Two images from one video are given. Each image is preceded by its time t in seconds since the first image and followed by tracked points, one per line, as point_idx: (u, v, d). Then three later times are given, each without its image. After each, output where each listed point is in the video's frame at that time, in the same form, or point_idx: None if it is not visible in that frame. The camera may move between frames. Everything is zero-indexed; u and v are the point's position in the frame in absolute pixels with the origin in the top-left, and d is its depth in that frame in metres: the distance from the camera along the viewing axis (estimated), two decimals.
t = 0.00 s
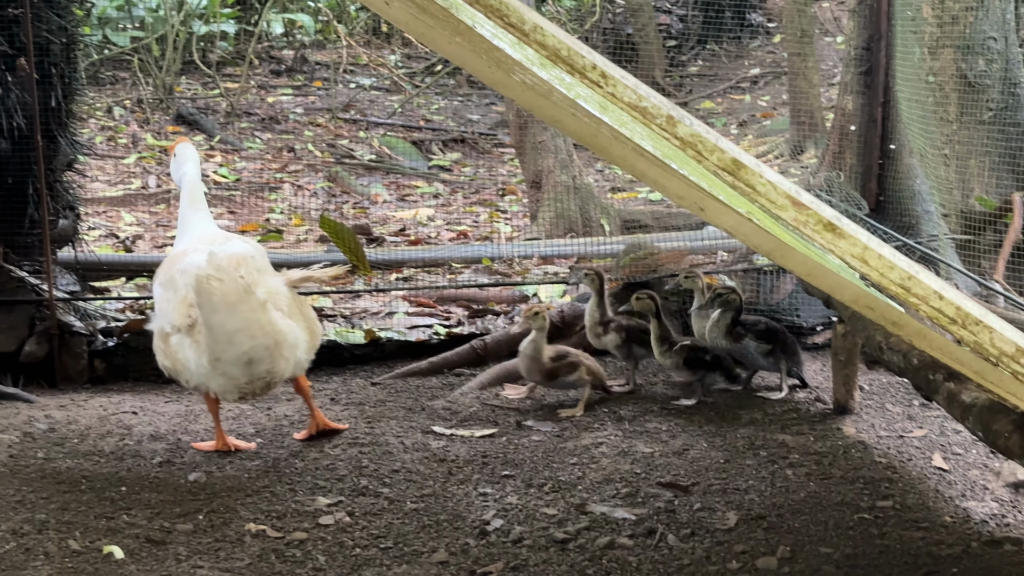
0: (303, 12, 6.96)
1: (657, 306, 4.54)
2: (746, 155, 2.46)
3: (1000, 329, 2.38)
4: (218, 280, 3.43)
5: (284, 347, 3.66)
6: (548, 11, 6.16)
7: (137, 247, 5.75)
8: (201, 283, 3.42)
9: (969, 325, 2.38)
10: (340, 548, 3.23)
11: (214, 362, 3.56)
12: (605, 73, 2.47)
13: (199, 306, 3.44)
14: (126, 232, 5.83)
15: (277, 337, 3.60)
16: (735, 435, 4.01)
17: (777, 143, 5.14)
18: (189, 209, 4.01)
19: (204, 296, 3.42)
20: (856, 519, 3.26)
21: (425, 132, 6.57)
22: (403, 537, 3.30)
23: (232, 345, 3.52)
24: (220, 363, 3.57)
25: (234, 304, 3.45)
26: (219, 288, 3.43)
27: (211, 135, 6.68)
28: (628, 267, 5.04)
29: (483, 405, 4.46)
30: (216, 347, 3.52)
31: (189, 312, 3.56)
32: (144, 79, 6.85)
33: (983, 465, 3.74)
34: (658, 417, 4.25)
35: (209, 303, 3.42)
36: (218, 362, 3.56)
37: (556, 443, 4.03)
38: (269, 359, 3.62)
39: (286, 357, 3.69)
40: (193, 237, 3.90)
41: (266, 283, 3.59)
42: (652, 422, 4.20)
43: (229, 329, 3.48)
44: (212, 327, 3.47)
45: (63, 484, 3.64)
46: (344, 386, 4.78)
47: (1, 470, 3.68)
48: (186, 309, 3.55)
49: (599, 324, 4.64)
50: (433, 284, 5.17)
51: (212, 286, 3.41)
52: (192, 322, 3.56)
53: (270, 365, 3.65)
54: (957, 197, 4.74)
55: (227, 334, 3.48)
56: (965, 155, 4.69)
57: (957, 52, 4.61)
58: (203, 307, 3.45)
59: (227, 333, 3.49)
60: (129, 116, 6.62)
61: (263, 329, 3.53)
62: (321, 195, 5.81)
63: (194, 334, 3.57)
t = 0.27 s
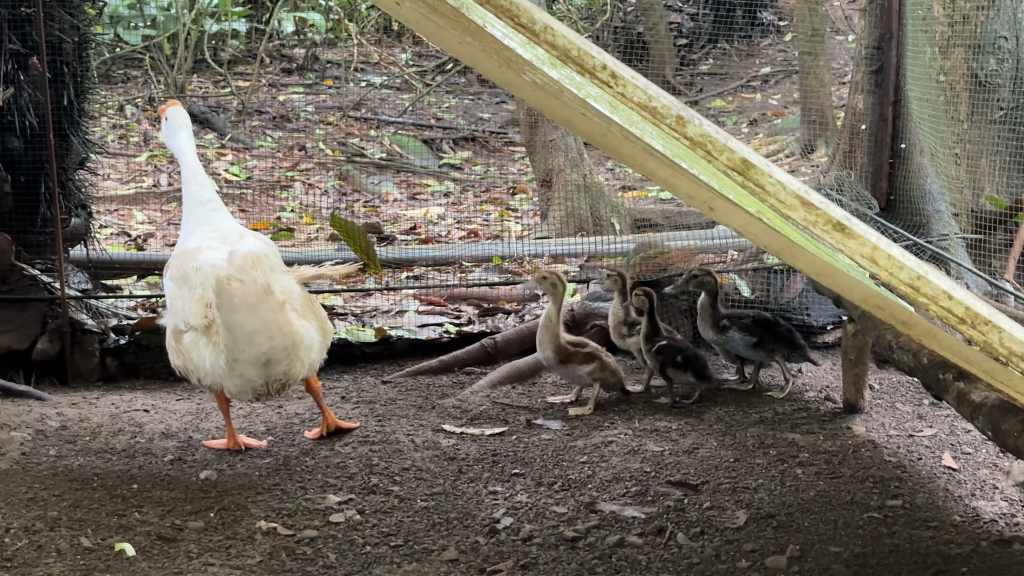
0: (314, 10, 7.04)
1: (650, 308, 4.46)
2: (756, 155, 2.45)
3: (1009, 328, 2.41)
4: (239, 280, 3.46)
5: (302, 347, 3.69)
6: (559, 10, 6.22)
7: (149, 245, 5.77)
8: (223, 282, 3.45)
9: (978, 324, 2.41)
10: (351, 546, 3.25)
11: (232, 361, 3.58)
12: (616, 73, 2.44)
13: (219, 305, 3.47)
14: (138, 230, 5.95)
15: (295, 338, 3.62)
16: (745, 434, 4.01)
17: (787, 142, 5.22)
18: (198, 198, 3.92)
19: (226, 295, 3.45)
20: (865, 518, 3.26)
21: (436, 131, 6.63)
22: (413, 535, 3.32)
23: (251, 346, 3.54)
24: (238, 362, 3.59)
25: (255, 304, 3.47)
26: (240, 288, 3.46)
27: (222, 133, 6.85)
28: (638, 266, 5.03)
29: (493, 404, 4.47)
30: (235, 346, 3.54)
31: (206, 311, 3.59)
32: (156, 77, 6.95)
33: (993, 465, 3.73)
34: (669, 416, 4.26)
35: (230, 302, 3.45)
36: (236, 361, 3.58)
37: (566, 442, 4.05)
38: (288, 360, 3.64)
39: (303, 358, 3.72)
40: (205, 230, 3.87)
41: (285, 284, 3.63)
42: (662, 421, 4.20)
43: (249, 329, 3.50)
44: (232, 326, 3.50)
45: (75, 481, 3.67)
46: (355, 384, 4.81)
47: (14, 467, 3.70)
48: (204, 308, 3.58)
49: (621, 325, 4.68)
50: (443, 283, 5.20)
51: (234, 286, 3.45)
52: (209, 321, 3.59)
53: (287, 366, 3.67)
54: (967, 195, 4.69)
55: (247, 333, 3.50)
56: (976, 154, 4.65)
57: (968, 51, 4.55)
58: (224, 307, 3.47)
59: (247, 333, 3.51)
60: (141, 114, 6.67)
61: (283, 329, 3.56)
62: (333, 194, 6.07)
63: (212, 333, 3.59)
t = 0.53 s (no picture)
0: (322, 7, 7.05)
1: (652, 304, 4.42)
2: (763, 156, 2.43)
3: (1015, 331, 2.41)
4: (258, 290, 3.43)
5: (316, 349, 3.68)
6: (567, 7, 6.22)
7: (156, 242, 5.81)
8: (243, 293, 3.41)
9: (984, 326, 2.41)
10: (358, 544, 3.27)
11: (247, 367, 3.56)
12: (622, 73, 2.41)
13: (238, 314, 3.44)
14: (146, 227, 5.94)
15: (311, 341, 3.61)
16: (751, 433, 4.01)
17: (795, 139, 5.42)
18: (200, 194, 3.92)
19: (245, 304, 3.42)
20: (872, 518, 3.26)
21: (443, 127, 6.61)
22: (420, 534, 3.33)
23: (268, 352, 3.52)
24: (253, 367, 3.56)
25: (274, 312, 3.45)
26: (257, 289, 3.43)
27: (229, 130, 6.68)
28: (646, 263, 4.97)
29: (500, 402, 4.48)
30: (251, 353, 3.52)
31: (220, 313, 3.57)
32: (165, 74, 6.97)
33: (1000, 464, 3.73)
34: (675, 415, 4.26)
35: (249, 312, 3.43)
36: (251, 367, 3.56)
37: (573, 441, 4.05)
38: (303, 363, 3.64)
39: (316, 357, 3.73)
40: (209, 228, 3.89)
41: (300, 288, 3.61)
42: (669, 420, 4.20)
43: (267, 337, 3.48)
44: (250, 335, 3.47)
45: (83, 479, 3.68)
46: (362, 381, 4.82)
47: (23, 465, 3.72)
48: (218, 309, 3.57)
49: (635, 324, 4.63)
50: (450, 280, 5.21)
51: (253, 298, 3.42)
52: (224, 324, 3.56)
53: (303, 366, 3.65)
54: (975, 194, 4.66)
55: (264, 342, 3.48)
56: (983, 153, 4.62)
57: (976, 50, 4.52)
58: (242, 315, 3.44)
59: (264, 341, 3.48)
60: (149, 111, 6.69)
61: (300, 336, 3.54)
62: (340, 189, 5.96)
63: (226, 337, 3.57)
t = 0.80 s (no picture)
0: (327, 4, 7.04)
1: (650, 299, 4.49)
2: (766, 157, 2.45)
3: (1018, 332, 2.40)
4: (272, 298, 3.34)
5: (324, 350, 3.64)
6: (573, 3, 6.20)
7: (161, 239, 5.81)
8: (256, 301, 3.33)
9: (988, 327, 2.41)
10: (361, 543, 3.27)
11: (256, 370, 3.51)
12: (627, 74, 2.43)
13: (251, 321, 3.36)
14: (151, 225, 5.96)
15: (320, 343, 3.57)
16: (756, 432, 4.00)
17: (801, 137, 5.18)
18: (197, 194, 3.96)
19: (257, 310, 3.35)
20: (876, 518, 3.25)
21: (448, 125, 6.58)
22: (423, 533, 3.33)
23: (278, 357, 3.46)
24: (261, 371, 3.52)
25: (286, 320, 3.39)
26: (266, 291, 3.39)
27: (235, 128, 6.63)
28: (651, 261, 4.98)
29: (504, 401, 4.48)
30: (259, 358, 3.47)
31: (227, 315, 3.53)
32: (170, 71, 6.97)
33: (1005, 464, 3.72)
34: (679, 414, 4.26)
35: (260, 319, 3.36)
36: (260, 370, 3.52)
37: (576, 439, 4.05)
38: (311, 365, 3.60)
39: (323, 357, 3.70)
40: (206, 227, 3.92)
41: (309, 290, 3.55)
42: (673, 419, 4.20)
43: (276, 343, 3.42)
44: (261, 341, 3.41)
45: (88, 477, 3.70)
46: (366, 380, 4.83)
47: (28, 463, 3.74)
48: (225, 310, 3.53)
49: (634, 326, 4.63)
50: (455, 278, 5.19)
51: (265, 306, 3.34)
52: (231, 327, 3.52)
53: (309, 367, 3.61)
54: (980, 193, 4.64)
55: (273, 348, 3.42)
56: (988, 151, 4.58)
57: (981, 48, 4.46)
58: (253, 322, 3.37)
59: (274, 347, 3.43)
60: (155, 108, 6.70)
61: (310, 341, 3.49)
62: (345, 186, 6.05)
63: (233, 339, 3.52)
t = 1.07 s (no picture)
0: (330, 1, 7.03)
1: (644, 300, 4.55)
2: (767, 159, 2.43)
3: (1021, 333, 2.39)
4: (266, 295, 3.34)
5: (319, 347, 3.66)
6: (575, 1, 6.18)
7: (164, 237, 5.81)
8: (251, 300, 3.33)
9: (990, 328, 2.40)
10: (363, 543, 3.27)
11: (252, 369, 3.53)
12: (629, 75, 2.40)
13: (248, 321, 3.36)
14: (154, 223, 6.10)
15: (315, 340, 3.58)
16: (758, 432, 4.00)
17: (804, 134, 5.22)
18: (198, 188, 3.99)
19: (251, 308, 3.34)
20: (878, 518, 3.25)
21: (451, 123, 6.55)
22: (425, 532, 3.33)
23: (274, 355, 3.47)
24: (257, 369, 3.54)
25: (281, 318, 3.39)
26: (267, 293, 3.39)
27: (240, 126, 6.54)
28: (653, 261, 5.03)
29: (506, 400, 4.48)
30: (255, 356, 3.48)
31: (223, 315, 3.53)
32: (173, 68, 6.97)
33: (1007, 464, 3.71)
34: (682, 413, 4.26)
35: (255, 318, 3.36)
36: (256, 369, 3.54)
37: (578, 439, 4.05)
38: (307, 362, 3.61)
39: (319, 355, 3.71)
40: (202, 222, 3.93)
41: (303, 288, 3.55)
42: (675, 419, 4.20)
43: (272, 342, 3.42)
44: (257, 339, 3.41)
45: (91, 476, 3.70)
46: (369, 378, 4.83)
47: (31, 461, 3.74)
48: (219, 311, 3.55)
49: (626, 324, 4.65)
50: (458, 276, 5.15)
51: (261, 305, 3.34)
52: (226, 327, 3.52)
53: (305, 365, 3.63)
54: (984, 194, 4.50)
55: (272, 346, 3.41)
56: (992, 150, 4.46)
57: (985, 48, 4.31)
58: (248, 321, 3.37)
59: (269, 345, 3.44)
60: (158, 105, 6.69)
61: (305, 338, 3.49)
62: (348, 184, 6.17)
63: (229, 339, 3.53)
